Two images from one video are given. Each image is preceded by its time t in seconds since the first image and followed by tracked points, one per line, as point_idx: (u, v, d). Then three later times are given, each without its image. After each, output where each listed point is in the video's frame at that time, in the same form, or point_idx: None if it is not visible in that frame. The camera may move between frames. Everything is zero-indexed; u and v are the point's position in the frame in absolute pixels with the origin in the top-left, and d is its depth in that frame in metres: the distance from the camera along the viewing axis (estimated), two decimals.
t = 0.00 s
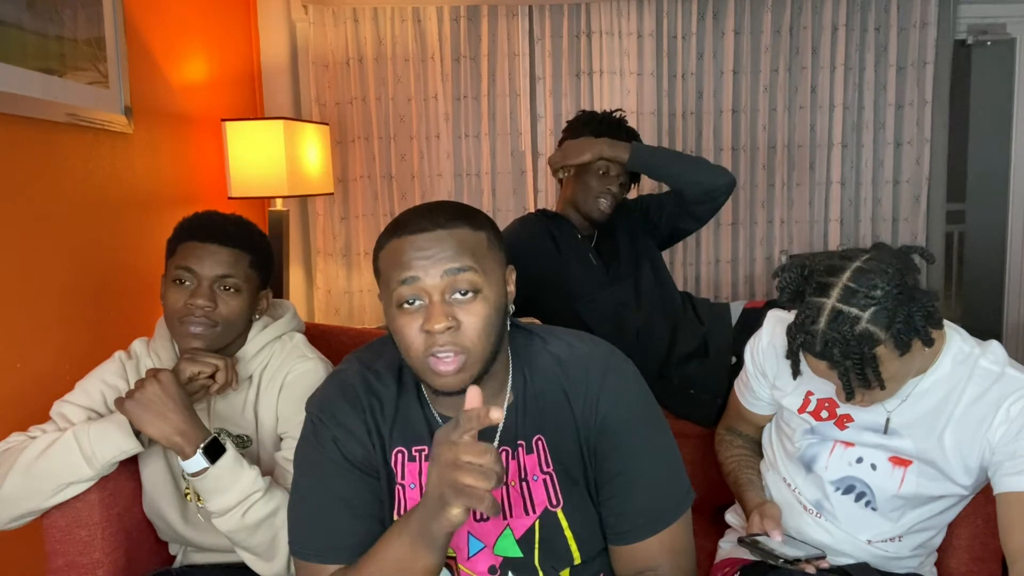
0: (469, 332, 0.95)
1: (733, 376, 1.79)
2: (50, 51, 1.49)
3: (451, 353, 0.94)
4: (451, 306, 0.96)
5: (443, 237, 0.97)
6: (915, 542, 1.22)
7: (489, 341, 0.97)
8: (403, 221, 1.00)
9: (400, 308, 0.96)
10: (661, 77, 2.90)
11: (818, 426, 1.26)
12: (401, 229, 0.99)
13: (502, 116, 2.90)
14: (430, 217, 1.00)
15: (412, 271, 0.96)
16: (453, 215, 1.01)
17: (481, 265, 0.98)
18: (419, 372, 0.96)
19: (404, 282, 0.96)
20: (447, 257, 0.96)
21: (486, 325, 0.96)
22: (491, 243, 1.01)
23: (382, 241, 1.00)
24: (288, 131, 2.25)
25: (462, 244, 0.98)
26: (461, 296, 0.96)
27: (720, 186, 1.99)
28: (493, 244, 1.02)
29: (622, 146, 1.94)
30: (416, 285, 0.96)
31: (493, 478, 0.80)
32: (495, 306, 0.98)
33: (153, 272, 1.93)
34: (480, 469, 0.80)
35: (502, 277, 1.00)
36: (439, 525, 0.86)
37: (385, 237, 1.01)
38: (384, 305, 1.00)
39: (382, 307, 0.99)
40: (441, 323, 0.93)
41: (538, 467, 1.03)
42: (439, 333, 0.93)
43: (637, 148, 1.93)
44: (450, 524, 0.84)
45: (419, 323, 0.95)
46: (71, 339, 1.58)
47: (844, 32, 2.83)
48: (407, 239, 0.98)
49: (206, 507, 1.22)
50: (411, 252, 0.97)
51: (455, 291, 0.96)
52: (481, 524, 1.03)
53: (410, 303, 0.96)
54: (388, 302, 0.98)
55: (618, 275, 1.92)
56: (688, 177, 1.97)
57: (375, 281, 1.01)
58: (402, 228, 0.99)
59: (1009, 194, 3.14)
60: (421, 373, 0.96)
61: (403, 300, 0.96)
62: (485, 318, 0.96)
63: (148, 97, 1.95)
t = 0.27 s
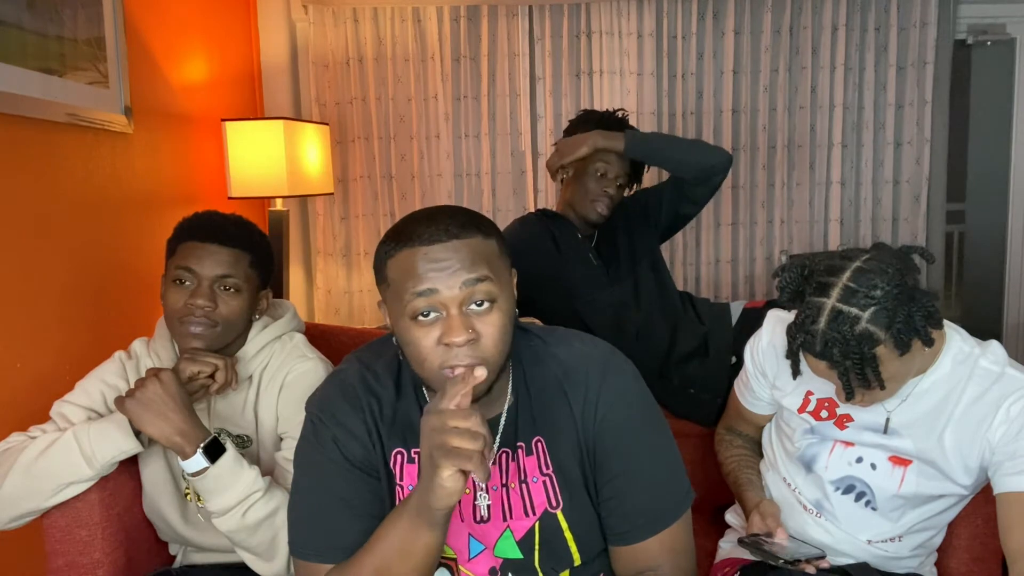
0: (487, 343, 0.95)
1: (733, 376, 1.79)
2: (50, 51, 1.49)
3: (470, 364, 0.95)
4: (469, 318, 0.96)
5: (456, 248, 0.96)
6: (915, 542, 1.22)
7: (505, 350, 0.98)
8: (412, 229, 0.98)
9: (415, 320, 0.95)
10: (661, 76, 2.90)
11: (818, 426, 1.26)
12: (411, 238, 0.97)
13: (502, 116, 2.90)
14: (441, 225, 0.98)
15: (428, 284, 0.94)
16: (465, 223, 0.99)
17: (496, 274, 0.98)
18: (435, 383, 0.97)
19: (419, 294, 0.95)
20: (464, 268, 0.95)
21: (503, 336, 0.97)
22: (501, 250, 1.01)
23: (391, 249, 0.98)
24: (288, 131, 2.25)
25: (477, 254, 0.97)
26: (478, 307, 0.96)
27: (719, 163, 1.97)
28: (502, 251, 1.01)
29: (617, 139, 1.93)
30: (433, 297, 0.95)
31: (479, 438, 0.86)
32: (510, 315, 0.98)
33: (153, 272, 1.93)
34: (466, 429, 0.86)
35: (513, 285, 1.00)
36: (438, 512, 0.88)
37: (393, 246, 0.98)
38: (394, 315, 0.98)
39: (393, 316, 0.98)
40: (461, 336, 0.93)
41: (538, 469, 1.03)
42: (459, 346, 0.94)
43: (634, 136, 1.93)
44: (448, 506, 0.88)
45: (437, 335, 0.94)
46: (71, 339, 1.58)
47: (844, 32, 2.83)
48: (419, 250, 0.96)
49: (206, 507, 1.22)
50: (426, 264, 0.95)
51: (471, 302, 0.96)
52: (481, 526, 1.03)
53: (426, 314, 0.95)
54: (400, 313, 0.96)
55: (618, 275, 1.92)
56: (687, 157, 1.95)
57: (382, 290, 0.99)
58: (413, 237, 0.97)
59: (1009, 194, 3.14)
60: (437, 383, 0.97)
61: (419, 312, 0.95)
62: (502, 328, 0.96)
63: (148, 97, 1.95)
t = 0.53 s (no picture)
0: (491, 345, 0.95)
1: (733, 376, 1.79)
2: (50, 51, 1.49)
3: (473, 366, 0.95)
4: (471, 319, 0.96)
5: (459, 249, 0.96)
6: (914, 542, 1.22)
7: (508, 352, 0.98)
8: (414, 230, 0.98)
9: (418, 322, 0.95)
10: (662, 76, 2.90)
11: (818, 426, 1.26)
12: (413, 240, 0.97)
13: (502, 117, 2.90)
14: (443, 226, 0.98)
15: (431, 285, 0.94)
16: (466, 224, 0.99)
17: (498, 276, 0.97)
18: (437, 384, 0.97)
19: (422, 296, 0.95)
20: (467, 270, 0.95)
21: (506, 338, 0.97)
22: (503, 252, 1.01)
23: (392, 251, 0.98)
24: (288, 131, 2.25)
25: (480, 255, 0.97)
26: (480, 308, 0.96)
27: (721, 142, 1.97)
28: (504, 252, 1.01)
29: (617, 125, 1.92)
30: (436, 299, 0.95)
31: (472, 431, 0.87)
32: (512, 316, 0.98)
33: (153, 272, 1.93)
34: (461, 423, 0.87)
35: (515, 287, 1.00)
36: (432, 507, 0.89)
37: (395, 248, 0.98)
38: (396, 318, 0.98)
39: (395, 318, 0.98)
40: (464, 337, 0.93)
41: (538, 471, 1.02)
42: (462, 347, 0.93)
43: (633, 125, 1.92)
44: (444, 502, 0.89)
45: (439, 337, 0.94)
46: (71, 339, 1.58)
47: (844, 32, 2.83)
48: (421, 251, 0.96)
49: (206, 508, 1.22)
50: (428, 265, 0.95)
51: (474, 304, 0.96)
52: (481, 528, 1.03)
53: (428, 316, 0.95)
54: (402, 315, 0.96)
55: (617, 274, 1.92)
56: (688, 136, 1.93)
57: (384, 292, 0.99)
58: (415, 238, 0.97)
59: (1009, 194, 3.14)
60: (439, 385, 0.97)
61: (421, 313, 0.95)
62: (505, 330, 0.96)
63: (148, 98, 1.95)
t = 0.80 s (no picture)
0: (495, 349, 0.96)
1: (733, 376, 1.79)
2: (50, 51, 1.49)
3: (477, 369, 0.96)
4: (476, 323, 0.96)
5: (465, 253, 0.96)
6: (914, 542, 1.22)
7: (512, 355, 0.98)
8: (419, 232, 0.97)
9: (423, 326, 0.95)
10: (661, 76, 2.90)
11: (818, 426, 1.26)
12: (418, 243, 0.96)
13: (502, 116, 2.90)
14: (448, 229, 0.97)
15: (436, 289, 0.94)
16: (472, 226, 0.99)
17: (503, 279, 0.98)
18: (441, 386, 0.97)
19: (427, 300, 0.95)
20: (473, 274, 0.95)
21: (511, 341, 0.97)
22: (507, 254, 1.01)
23: (397, 253, 0.97)
24: (288, 131, 2.25)
25: (485, 259, 0.97)
26: (485, 312, 0.96)
27: (718, 133, 2.00)
28: (508, 254, 1.01)
29: (615, 121, 1.92)
30: (441, 303, 0.95)
31: (464, 423, 0.86)
32: (516, 319, 0.99)
33: (153, 272, 1.93)
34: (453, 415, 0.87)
35: (519, 290, 1.01)
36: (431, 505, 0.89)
37: (399, 250, 0.97)
38: (400, 320, 0.98)
39: (399, 321, 0.98)
40: (469, 342, 0.94)
41: (539, 471, 1.02)
42: (467, 351, 0.94)
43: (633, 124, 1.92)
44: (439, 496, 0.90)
45: (444, 341, 0.95)
46: (71, 339, 1.58)
47: (844, 32, 2.83)
48: (426, 255, 0.95)
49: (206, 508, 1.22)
50: (434, 269, 0.95)
51: (479, 308, 0.96)
52: (482, 528, 1.03)
53: (433, 320, 0.95)
54: (407, 318, 0.96)
55: (617, 274, 1.92)
56: (688, 128, 1.96)
57: (389, 293, 0.99)
58: (420, 241, 0.96)
59: (1009, 194, 3.14)
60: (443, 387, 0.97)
61: (426, 317, 0.95)
62: (510, 334, 0.97)
63: (148, 98, 1.95)
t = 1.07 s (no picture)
0: (498, 350, 0.96)
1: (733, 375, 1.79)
2: (50, 51, 1.49)
3: (480, 370, 0.96)
4: (479, 324, 0.96)
5: (467, 254, 0.96)
6: (914, 542, 1.22)
7: (514, 356, 0.99)
8: (422, 233, 0.97)
9: (425, 327, 0.95)
10: (661, 76, 2.90)
11: (818, 426, 1.26)
12: (421, 244, 0.96)
13: (502, 117, 2.90)
14: (451, 230, 0.97)
15: (439, 291, 0.94)
16: (474, 227, 0.99)
17: (506, 281, 0.98)
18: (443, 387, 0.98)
19: (430, 301, 0.95)
20: (476, 275, 0.95)
21: (513, 342, 0.97)
22: (509, 255, 1.01)
23: (399, 254, 0.97)
24: (288, 131, 2.25)
25: (488, 260, 0.97)
26: (488, 314, 0.96)
27: (718, 131, 2.01)
28: (510, 255, 1.01)
29: (616, 122, 1.92)
30: (444, 304, 0.95)
31: (470, 421, 0.86)
32: (518, 320, 0.99)
33: (153, 272, 1.93)
34: (459, 412, 0.87)
35: (520, 291, 1.01)
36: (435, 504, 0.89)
37: (402, 251, 0.97)
38: (402, 321, 0.98)
39: (402, 322, 0.98)
40: (472, 344, 0.94)
41: (541, 470, 1.02)
42: (470, 353, 0.94)
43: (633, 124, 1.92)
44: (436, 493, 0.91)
45: (447, 342, 0.95)
46: (71, 339, 1.58)
47: (844, 32, 2.83)
48: (429, 256, 0.95)
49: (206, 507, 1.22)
50: (437, 271, 0.95)
51: (482, 309, 0.96)
52: (483, 527, 1.03)
53: (437, 322, 0.95)
54: (410, 319, 0.96)
55: (617, 274, 1.92)
56: (689, 126, 1.96)
57: (391, 294, 0.99)
58: (422, 242, 0.96)
59: (1009, 194, 3.14)
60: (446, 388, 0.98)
61: (429, 319, 0.95)
62: (512, 335, 0.97)
63: (148, 98, 1.95)
